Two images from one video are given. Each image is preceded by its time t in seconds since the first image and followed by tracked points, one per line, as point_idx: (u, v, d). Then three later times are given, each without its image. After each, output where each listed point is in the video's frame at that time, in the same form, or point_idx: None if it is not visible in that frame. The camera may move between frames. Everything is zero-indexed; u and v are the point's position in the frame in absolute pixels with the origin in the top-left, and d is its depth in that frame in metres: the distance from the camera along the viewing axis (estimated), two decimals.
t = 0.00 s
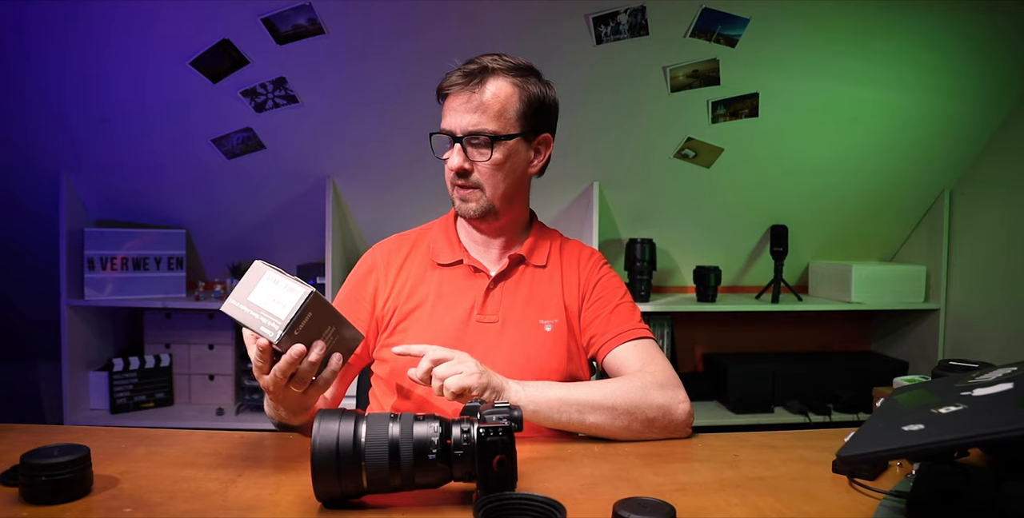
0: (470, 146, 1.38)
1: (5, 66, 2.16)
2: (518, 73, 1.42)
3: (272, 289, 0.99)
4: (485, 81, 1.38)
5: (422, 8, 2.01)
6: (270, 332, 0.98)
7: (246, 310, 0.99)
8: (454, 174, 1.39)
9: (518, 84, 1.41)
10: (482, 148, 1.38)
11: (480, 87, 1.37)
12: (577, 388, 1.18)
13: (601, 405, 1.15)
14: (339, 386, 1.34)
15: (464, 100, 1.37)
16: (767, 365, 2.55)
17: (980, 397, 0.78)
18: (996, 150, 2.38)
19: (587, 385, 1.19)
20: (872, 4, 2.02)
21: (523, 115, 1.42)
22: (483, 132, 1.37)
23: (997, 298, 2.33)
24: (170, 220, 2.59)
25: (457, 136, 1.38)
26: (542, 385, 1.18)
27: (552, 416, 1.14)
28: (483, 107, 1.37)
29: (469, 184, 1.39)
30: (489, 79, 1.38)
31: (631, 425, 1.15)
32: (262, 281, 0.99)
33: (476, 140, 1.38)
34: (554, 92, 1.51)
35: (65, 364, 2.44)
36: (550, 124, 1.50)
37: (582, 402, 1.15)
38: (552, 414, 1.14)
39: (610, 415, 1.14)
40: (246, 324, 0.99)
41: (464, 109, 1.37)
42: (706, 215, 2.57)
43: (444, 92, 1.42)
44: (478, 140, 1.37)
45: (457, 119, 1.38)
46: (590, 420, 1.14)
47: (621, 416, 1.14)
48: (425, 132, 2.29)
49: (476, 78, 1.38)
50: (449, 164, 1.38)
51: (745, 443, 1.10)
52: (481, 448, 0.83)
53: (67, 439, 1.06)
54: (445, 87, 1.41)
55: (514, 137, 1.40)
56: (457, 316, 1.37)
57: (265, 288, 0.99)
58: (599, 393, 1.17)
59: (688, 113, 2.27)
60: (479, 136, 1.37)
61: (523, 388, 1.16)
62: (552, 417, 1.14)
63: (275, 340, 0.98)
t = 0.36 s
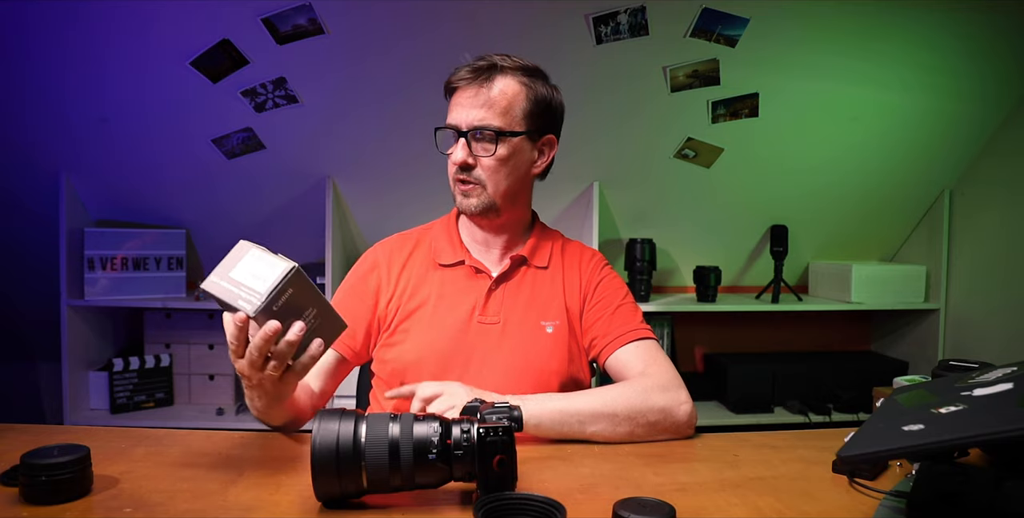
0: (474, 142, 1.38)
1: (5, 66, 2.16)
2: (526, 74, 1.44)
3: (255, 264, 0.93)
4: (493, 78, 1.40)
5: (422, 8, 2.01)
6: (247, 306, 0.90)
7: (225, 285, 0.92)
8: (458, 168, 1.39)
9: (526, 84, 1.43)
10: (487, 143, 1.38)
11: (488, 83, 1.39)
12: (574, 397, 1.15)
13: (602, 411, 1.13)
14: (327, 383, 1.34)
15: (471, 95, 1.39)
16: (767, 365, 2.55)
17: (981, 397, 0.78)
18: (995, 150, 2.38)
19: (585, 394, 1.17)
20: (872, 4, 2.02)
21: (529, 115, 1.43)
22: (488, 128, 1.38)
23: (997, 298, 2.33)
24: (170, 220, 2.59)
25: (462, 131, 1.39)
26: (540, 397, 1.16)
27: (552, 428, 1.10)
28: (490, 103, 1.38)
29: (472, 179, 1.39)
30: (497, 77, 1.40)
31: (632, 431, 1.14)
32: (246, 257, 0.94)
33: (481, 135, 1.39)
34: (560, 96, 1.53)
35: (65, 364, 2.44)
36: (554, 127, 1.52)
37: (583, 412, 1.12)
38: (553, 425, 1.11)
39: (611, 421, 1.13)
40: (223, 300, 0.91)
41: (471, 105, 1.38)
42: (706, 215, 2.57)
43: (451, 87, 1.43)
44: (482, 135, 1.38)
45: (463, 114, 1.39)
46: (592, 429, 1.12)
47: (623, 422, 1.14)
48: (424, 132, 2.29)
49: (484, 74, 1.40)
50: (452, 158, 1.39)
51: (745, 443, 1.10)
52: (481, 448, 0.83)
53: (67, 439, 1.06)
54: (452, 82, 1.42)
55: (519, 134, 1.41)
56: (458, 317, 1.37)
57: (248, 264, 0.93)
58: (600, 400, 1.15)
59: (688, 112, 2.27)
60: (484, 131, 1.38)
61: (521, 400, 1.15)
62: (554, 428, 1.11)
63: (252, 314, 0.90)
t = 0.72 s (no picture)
0: (481, 134, 1.38)
1: (5, 66, 2.16)
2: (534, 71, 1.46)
3: (242, 229, 0.84)
4: (501, 73, 1.41)
5: (422, 9, 2.01)
6: (230, 265, 0.78)
7: (206, 245, 0.81)
8: (463, 161, 1.39)
9: (533, 81, 1.44)
10: (494, 136, 1.39)
11: (497, 78, 1.40)
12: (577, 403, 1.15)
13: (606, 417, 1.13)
14: (320, 377, 1.26)
15: (479, 87, 1.40)
16: (767, 365, 2.55)
17: (981, 397, 0.78)
18: (995, 150, 2.38)
19: (587, 398, 1.17)
20: (872, 4, 2.02)
21: (535, 111, 1.45)
22: (495, 120, 1.38)
23: (997, 298, 2.33)
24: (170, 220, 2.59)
25: (468, 123, 1.39)
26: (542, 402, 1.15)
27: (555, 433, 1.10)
28: (498, 96, 1.39)
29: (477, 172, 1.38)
30: (505, 72, 1.42)
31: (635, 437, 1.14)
32: (234, 223, 0.85)
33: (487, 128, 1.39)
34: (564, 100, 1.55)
35: (65, 365, 2.44)
36: (558, 127, 1.54)
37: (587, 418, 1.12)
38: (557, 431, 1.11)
39: (615, 427, 1.13)
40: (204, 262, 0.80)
41: (479, 97, 1.39)
42: (706, 215, 2.57)
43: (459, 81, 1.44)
44: (489, 127, 1.38)
45: (470, 106, 1.39)
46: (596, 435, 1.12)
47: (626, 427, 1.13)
48: (424, 132, 2.29)
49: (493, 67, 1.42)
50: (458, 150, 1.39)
51: (745, 443, 1.10)
52: (481, 448, 0.83)
53: (67, 439, 1.06)
54: (461, 76, 1.43)
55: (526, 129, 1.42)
56: (459, 319, 1.37)
57: (235, 228, 0.84)
58: (603, 406, 1.14)
59: (688, 112, 2.27)
60: (491, 124, 1.38)
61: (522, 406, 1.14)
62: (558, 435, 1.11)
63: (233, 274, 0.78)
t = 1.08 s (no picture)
0: (495, 127, 1.39)
1: (5, 66, 2.16)
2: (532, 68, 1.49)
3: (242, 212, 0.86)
4: (506, 67, 1.43)
5: (422, 9, 2.01)
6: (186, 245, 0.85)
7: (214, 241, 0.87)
8: (476, 155, 1.38)
9: (533, 77, 1.47)
10: (507, 128, 1.40)
11: (504, 72, 1.42)
12: (575, 407, 1.15)
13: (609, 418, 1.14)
14: (323, 384, 1.25)
15: (487, 80, 1.41)
16: (767, 365, 2.55)
17: (981, 397, 0.78)
18: (996, 150, 2.38)
19: (586, 401, 1.17)
20: (872, 4, 2.02)
21: (537, 106, 1.47)
22: (510, 112, 1.40)
23: (996, 298, 2.33)
24: (170, 219, 2.59)
25: (481, 116, 1.39)
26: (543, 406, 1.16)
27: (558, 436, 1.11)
28: (508, 90, 1.41)
29: (491, 165, 1.38)
30: (510, 66, 1.44)
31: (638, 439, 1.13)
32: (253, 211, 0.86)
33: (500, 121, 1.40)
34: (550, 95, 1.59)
35: (65, 365, 2.44)
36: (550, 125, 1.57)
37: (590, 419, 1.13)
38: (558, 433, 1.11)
39: (619, 427, 1.13)
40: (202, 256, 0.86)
41: (489, 90, 1.40)
42: (706, 215, 2.57)
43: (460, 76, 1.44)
44: (505, 119, 1.39)
45: (481, 99, 1.39)
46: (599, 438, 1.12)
47: (631, 426, 1.13)
48: (424, 132, 2.29)
49: (498, 61, 1.43)
50: (473, 142, 1.38)
51: (745, 443, 1.10)
52: (481, 448, 0.83)
53: (67, 439, 1.06)
54: (463, 71, 1.43)
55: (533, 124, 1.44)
56: (458, 324, 1.37)
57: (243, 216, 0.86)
58: (605, 409, 1.14)
59: (688, 112, 2.27)
60: (506, 115, 1.39)
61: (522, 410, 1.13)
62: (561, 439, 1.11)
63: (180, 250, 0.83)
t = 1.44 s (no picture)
0: (474, 134, 1.39)
1: (5, 66, 2.16)
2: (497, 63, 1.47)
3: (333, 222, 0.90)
4: (474, 70, 1.41)
5: (422, 9, 2.01)
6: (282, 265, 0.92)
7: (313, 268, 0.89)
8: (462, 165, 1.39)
9: (501, 73, 1.45)
10: (486, 133, 1.40)
11: (472, 75, 1.40)
12: (581, 399, 1.15)
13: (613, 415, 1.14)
14: (324, 389, 1.25)
15: (459, 88, 1.39)
16: (768, 365, 2.55)
17: (981, 397, 0.78)
18: (995, 150, 2.38)
19: (591, 395, 1.17)
20: (873, 4, 2.02)
21: (510, 102, 1.45)
22: (487, 116, 1.39)
23: (996, 298, 2.33)
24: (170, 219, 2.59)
25: (458, 126, 1.38)
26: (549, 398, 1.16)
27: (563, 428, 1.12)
28: (480, 93, 1.39)
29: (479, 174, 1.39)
30: (478, 68, 1.41)
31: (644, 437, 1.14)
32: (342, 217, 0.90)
33: (479, 126, 1.40)
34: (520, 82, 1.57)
35: (65, 365, 2.44)
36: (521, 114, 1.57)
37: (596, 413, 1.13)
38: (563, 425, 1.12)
39: (623, 426, 1.13)
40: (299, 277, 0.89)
41: (462, 97, 1.38)
42: (705, 215, 2.57)
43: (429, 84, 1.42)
44: (482, 125, 1.39)
45: (456, 108, 1.38)
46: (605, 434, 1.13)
47: (635, 425, 1.13)
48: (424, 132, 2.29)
49: (464, 66, 1.40)
50: (456, 153, 1.39)
51: (745, 443, 1.10)
52: (481, 448, 0.83)
53: (68, 440, 1.06)
54: (432, 79, 1.41)
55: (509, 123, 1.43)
56: (448, 328, 1.37)
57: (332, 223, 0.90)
58: (609, 402, 1.14)
59: (688, 112, 2.27)
60: (484, 121, 1.39)
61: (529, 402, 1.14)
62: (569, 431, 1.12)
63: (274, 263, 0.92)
